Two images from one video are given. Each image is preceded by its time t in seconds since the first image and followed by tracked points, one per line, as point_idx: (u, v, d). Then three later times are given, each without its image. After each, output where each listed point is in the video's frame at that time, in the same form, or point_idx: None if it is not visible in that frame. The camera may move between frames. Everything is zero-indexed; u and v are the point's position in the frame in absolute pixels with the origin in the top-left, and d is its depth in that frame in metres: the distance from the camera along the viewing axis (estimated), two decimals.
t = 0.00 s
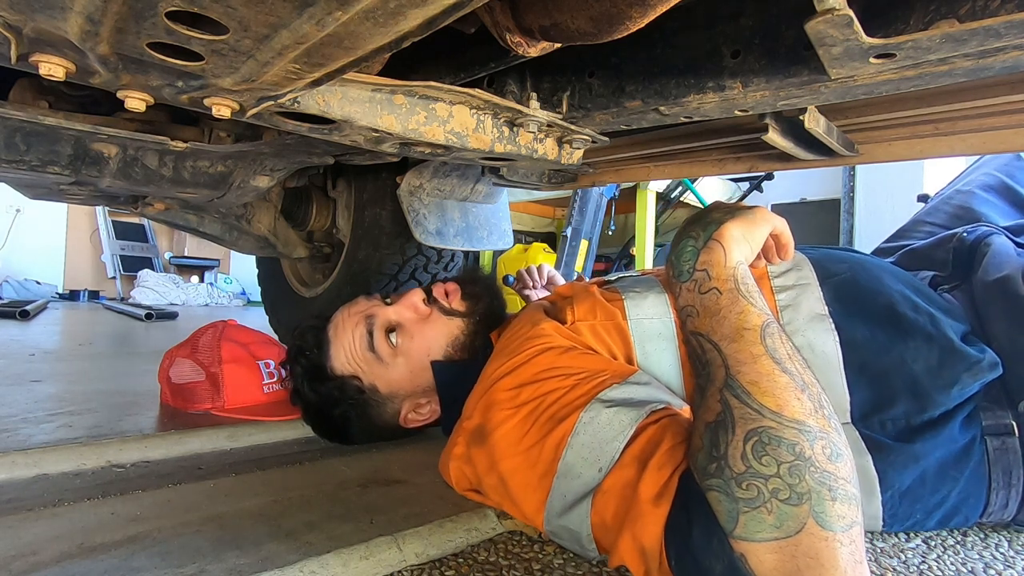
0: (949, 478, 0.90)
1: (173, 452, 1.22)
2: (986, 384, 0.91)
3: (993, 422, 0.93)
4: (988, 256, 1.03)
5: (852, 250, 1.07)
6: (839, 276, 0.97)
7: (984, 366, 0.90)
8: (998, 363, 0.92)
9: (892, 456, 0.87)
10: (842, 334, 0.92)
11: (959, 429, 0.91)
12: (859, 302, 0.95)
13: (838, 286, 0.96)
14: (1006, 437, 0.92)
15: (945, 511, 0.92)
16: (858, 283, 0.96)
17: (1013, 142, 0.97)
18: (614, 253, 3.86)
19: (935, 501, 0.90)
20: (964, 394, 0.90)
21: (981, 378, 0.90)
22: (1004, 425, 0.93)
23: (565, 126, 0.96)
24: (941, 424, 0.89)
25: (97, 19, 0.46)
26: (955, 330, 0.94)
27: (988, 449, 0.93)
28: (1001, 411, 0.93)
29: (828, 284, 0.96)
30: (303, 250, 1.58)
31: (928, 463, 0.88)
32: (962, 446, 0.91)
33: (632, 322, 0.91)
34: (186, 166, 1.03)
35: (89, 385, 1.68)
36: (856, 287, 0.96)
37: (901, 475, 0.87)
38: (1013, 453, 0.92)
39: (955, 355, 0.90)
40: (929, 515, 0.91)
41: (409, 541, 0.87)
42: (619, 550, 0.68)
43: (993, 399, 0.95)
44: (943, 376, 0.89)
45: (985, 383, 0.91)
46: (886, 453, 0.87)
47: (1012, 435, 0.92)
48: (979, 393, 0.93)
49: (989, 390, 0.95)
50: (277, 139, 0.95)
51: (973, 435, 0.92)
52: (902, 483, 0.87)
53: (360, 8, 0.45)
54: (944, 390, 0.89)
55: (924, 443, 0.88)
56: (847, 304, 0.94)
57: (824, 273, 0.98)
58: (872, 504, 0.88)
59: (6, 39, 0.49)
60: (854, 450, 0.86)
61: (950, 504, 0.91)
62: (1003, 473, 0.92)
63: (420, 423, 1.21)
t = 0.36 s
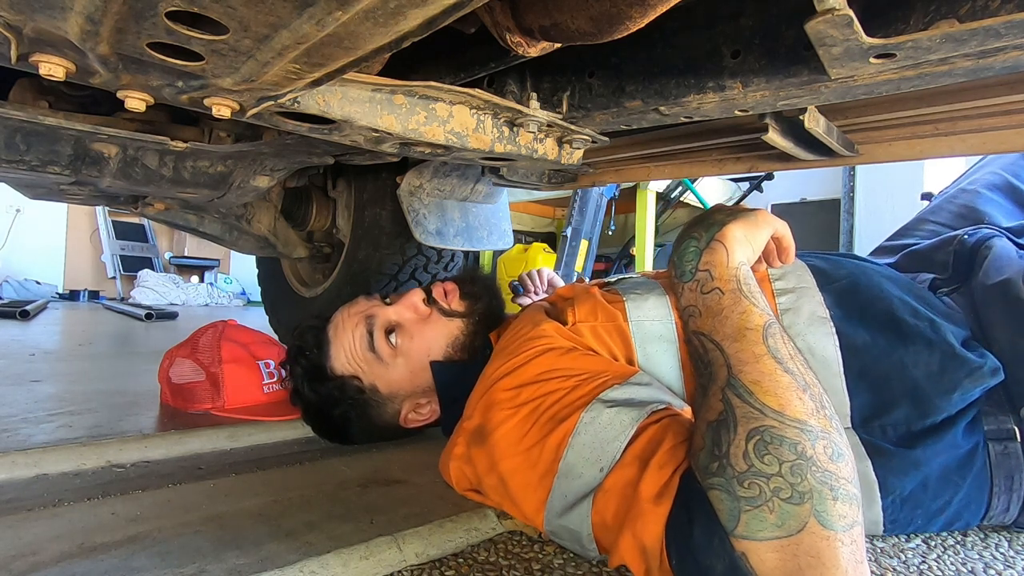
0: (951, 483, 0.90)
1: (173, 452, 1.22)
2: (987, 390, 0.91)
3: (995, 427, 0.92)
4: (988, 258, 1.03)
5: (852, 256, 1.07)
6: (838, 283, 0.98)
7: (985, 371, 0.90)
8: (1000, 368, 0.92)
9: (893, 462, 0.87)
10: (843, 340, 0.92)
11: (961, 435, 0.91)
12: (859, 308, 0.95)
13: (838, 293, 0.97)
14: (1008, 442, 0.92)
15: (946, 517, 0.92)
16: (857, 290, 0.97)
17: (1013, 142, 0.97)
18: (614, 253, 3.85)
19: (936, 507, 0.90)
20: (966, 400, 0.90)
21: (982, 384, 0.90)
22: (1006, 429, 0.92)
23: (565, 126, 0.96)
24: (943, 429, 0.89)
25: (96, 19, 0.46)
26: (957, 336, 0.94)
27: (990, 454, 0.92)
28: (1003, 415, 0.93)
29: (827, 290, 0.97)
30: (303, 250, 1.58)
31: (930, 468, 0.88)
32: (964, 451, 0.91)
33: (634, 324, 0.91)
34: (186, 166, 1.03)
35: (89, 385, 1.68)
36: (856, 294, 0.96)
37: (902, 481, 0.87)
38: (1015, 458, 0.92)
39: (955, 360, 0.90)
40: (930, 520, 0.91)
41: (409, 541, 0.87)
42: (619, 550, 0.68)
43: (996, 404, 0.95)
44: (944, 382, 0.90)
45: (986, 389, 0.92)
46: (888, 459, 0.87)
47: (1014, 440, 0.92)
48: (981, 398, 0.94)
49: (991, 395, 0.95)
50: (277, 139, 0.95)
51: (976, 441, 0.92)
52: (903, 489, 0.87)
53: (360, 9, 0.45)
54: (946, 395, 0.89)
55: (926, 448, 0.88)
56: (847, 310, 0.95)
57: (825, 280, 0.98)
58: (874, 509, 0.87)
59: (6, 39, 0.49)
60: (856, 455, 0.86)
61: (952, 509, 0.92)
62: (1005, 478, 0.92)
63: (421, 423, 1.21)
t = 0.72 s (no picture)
0: (952, 485, 0.90)
1: (173, 452, 1.22)
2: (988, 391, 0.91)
3: (995, 428, 0.93)
4: (987, 259, 1.04)
5: (852, 258, 1.07)
6: (837, 287, 0.98)
7: (985, 373, 0.91)
8: (1001, 370, 0.93)
9: (894, 464, 0.86)
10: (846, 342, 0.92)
11: (962, 436, 0.91)
12: (858, 310, 0.95)
13: (838, 295, 0.97)
14: (1008, 443, 0.92)
15: (947, 517, 0.92)
16: (856, 292, 0.97)
17: (1013, 142, 0.97)
18: (614, 253, 3.86)
19: (937, 508, 0.90)
20: (968, 401, 0.90)
21: (983, 385, 0.90)
22: (1007, 430, 0.92)
23: (565, 126, 0.95)
24: (944, 432, 0.89)
25: (96, 19, 0.46)
26: (959, 337, 0.94)
27: (991, 455, 0.92)
28: (1003, 416, 0.93)
29: (826, 293, 0.97)
30: (303, 250, 1.58)
31: (931, 470, 0.88)
32: (965, 452, 0.91)
33: (635, 324, 0.91)
34: (186, 166, 1.03)
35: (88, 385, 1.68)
36: (854, 297, 0.97)
37: (903, 483, 0.87)
38: (1015, 459, 0.92)
39: (958, 361, 0.91)
40: (930, 522, 0.91)
41: (409, 541, 0.87)
42: (619, 550, 0.67)
43: (996, 406, 0.95)
44: (946, 384, 0.90)
45: (987, 391, 0.92)
46: (889, 461, 0.86)
47: (1014, 440, 0.92)
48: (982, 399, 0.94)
49: (991, 395, 0.96)
50: (277, 139, 0.95)
51: (977, 442, 0.92)
52: (904, 490, 0.87)
53: (360, 9, 0.45)
54: (947, 397, 0.89)
55: (927, 449, 0.88)
56: (846, 313, 0.95)
57: (825, 282, 0.98)
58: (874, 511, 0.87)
59: (6, 39, 0.49)
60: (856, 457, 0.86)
61: (952, 511, 0.92)
62: (1005, 479, 0.92)
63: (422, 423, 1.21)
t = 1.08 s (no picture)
0: (952, 486, 0.90)
1: (173, 452, 1.22)
2: (989, 391, 0.91)
3: (995, 429, 0.93)
4: (987, 260, 1.04)
5: (851, 259, 1.07)
6: (836, 287, 0.98)
7: (987, 374, 0.91)
8: (1002, 370, 0.92)
9: (895, 464, 0.87)
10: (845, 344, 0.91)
11: (962, 438, 0.91)
12: (858, 310, 0.95)
13: (839, 296, 0.97)
14: (1009, 444, 0.92)
15: (947, 518, 0.92)
16: (857, 294, 0.97)
17: (1013, 142, 0.97)
18: (614, 253, 3.86)
19: (937, 509, 0.90)
20: (968, 402, 0.90)
21: (984, 386, 0.90)
22: (1007, 431, 0.92)
23: (565, 126, 0.95)
24: (945, 433, 0.89)
25: (96, 19, 0.46)
26: (959, 338, 0.94)
27: (991, 456, 0.92)
28: (1003, 417, 0.93)
29: (826, 294, 0.97)
30: (303, 250, 1.58)
31: (931, 472, 0.88)
32: (965, 454, 0.91)
33: (635, 325, 0.91)
34: (186, 166, 1.03)
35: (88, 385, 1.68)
36: (854, 297, 0.97)
37: (903, 484, 0.87)
38: (1015, 459, 0.92)
39: (959, 362, 0.91)
40: (931, 523, 0.91)
41: (409, 541, 0.87)
42: (619, 549, 0.67)
43: (997, 407, 0.95)
44: (946, 385, 0.90)
45: (987, 391, 0.92)
46: (889, 461, 0.86)
47: (1014, 441, 0.92)
48: (983, 400, 0.94)
49: (991, 396, 0.95)
50: (277, 139, 0.95)
51: (977, 443, 0.92)
52: (905, 491, 0.87)
53: (360, 9, 0.45)
54: (948, 398, 0.89)
55: (927, 450, 0.88)
56: (846, 313, 0.95)
57: (825, 284, 0.98)
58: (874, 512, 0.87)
59: (6, 39, 0.49)
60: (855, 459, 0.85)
61: (952, 512, 0.92)
62: (1005, 480, 0.92)
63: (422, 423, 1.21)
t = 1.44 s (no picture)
0: (953, 486, 0.90)
1: (173, 452, 1.22)
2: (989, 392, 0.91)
3: (995, 429, 0.93)
4: (986, 260, 1.04)
5: (851, 259, 1.07)
6: (836, 287, 0.98)
7: (987, 374, 0.91)
8: (1002, 370, 0.92)
9: (895, 464, 0.86)
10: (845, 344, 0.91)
11: (962, 438, 0.91)
12: (859, 311, 0.96)
13: (839, 297, 0.97)
14: (1009, 444, 0.92)
15: (947, 519, 0.92)
16: (857, 294, 0.97)
17: (1012, 142, 0.97)
18: (614, 253, 3.86)
19: (938, 509, 0.90)
20: (969, 402, 0.90)
21: (984, 386, 0.90)
22: (1007, 431, 0.92)
23: (565, 126, 0.95)
24: (945, 434, 0.89)
25: (96, 19, 0.46)
26: (960, 338, 0.94)
27: (991, 456, 0.92)
28: (1003, 417, 0.93)
29: (826, 294, 0.97)
30: (303, 250, 1.58)
31: (932, 472, 0.88)
32: (965, 454, 0.91)
33: (635, 325, 0.91)
34: (186, 166, 1.03)
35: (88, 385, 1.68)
36: (854, 298, 0.97)
37: (904, 484, 0.87)
38: (1016, 460, 0.92)
39: (959, 361, 0.91)
40: (931, 523, 0.91)
41: (409, 541, 0.87)
42: (619, 549, 0.67)
43: (997, 407, 0.95)
44: (947, 385, 0.90)
45: (988, 391, 0.92)
46: (890, 461, 0.86)
47: (1014, 442, 0.92)
48: (983, 400, 0.94)
49: (992, 396, 0.95)
50: (277, 139, 0.95)
51: (978, 443, 0.92)
52: (905, 492, 0.87)
53: (360, 9, 0.45)
54: (948, 397, 0.89)
55: (928, 450, 0.88)
56: (846, 314, 0.95)
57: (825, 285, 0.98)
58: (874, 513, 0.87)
59: (6, 39, 0.49)
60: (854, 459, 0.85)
61: (952, 512, 0.92)
62: (1005, 480, 0.92)
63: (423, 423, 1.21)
